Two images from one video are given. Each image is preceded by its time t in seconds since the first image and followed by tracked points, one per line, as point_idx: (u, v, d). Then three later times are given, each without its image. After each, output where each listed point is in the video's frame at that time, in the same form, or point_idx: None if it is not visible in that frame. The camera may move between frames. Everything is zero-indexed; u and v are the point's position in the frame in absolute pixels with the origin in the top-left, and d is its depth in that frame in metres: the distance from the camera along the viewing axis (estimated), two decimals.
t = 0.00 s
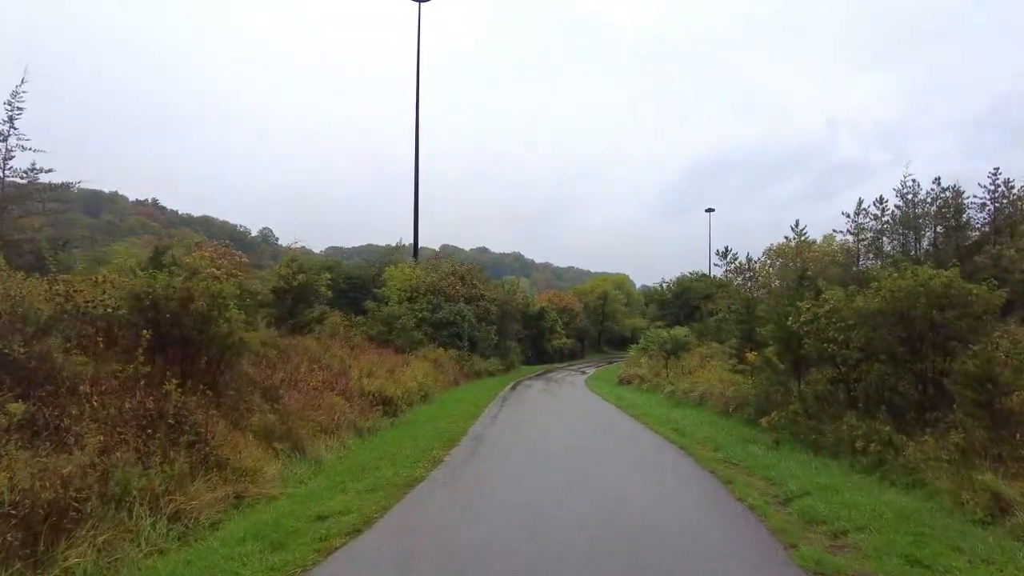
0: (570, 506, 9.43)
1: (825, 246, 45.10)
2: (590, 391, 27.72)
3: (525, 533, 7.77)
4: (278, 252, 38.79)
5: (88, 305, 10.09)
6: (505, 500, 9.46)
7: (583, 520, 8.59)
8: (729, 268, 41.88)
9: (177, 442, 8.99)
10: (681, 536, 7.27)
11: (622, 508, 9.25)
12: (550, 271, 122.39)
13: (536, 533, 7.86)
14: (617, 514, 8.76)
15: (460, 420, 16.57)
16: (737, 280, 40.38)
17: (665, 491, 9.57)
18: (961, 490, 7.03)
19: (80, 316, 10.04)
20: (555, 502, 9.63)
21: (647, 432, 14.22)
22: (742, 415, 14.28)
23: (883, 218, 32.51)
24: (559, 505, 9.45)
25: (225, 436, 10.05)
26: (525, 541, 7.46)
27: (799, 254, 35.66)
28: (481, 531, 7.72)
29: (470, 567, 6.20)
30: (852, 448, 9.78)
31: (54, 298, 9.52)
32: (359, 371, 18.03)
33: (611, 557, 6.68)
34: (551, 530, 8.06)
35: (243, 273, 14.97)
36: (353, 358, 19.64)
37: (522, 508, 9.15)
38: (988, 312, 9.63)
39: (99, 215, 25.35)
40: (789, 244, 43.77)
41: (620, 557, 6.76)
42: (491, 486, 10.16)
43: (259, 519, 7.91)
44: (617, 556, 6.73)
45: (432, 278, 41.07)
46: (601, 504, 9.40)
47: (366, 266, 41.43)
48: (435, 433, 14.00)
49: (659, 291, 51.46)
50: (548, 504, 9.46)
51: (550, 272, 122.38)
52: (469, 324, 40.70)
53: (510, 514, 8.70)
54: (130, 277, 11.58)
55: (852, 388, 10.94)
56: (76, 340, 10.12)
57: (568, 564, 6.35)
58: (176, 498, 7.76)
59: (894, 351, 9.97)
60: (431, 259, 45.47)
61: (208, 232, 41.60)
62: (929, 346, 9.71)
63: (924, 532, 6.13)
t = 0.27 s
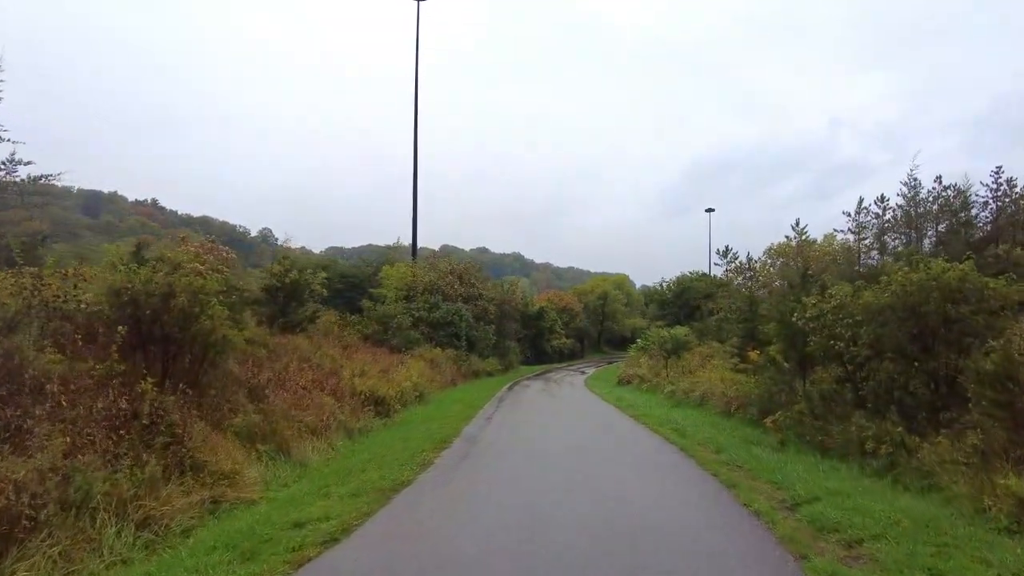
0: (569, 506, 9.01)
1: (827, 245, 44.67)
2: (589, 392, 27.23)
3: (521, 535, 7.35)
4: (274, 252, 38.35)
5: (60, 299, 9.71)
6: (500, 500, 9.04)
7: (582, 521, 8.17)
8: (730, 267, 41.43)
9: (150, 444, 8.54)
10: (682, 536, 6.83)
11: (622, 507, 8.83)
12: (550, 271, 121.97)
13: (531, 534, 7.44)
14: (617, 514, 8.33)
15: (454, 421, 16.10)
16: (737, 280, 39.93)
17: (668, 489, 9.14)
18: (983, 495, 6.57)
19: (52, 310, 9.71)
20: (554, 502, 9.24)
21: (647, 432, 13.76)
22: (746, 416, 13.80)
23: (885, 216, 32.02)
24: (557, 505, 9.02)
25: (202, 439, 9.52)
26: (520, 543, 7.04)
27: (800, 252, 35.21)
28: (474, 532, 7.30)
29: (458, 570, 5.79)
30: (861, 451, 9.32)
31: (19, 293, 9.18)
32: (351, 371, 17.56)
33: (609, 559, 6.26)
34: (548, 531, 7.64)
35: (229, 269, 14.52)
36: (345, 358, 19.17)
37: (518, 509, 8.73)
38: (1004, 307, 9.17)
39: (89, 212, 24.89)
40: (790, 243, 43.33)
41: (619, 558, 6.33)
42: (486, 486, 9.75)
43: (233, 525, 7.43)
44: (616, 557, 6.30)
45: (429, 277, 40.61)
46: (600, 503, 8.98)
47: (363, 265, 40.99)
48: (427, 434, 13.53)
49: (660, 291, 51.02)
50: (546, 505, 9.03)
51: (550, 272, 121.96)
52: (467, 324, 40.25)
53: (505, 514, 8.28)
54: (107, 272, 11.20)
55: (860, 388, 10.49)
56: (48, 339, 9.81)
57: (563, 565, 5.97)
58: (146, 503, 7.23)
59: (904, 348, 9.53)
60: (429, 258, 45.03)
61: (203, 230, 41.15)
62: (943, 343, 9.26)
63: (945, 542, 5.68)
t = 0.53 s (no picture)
0: (569, 510, 8.81)
1: (831, 245, 44.09)
2: (590, 394, 26.74)
3: (520, 541, 7.16)
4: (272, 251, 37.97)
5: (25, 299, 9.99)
6: (499, 505, 8.86)
7: (582, 526, 7.97)
8: (732, 267, 40.89)
9: (124, 455, 8.05)
10: (685, 540, 6.56)
11: (623, 509, 8.62)
12: (551, 271, 121.51)
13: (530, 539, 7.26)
14: (618, 517, 8.13)
15: (450, 424, 15.62)
16: (740, 279, 39.35)
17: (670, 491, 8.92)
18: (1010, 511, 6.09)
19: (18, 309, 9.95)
20: (553, 508, 9.01)
21: (649, 437, 13.29)
22: (751, 420, 13.32)
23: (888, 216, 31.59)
24: (557, 509, 8.84)
25: (183, 446, 8.98)
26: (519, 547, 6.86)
27: (804, 251, 34.70)
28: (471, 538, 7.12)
29: None
30: (874, 459, 8.84)
31: None
32: (345, 373, 17.10)
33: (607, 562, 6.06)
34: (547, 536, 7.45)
35: (216, 269, 14.05)
36: (339, 359, 18.71)
37: (517, 513, 8.54)
38: None
39: (81, 211, 24.49)
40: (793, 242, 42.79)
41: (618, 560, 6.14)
42: (484, 491, 9.55)
43: (209, 541, 6.94)
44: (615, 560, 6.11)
45: (428, 277, 40.15)
46: (602, 507, 8.78)
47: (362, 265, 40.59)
48: (420, 439, 13.05)
49: (661, 290, 50.52)
50: (546, 508, 8.85)
51: (551, 272, 121.50)
52: (466, 324, 39.77)
53: (503, 520, 8.10)
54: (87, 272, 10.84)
55: (872, 392, 10.01)
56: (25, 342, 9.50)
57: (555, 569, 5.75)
58: (114, 517, 6.76)
59: (919, 351, 9.08)
60: (428, 258, 44.58)
61: (200, 229, 40.77)
62: (961, 344, 8.79)
63: (973, 563, 5.20)
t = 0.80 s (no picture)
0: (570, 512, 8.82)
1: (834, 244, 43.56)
2: (591, 394, 26.27)
3: (521, 545, 7.18)
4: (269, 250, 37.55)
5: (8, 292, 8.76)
6: (501, 507, 8.89)
7: (584, 528, 7.98)
8: (735, 266, 40.40)
9: (96, 458, 7.59)
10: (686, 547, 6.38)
11: (625, 512, 8.61)
12: (553, 271, 121.04)
13: (532, 544, 7.28)
14: (619, 520, 8.12)
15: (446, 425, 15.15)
16: (743, 279, 38.85)
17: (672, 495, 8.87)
18: None
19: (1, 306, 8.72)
20: (554, 510, 8.92)
21: (651, 438, 12.82)
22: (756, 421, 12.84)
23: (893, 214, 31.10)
24: (559, 510, 8.85)
25: (162, 449, 8.49)
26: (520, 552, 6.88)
27: (809, 250, 34.18)
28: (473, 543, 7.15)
29: None
30: (890, 464, 8.35)
31: None
32: (338, 373, 16.65)
33: (607, 567, 6.04)
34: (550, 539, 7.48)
35: (204, 265, 13.62)
36: (334, 359, 18.26)
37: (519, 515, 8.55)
38: None
39: (74, 207, 24.06)
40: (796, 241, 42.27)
41: (618, 566, 6.13)
42: (487, 493, 9.56)
43: (181, 551, 6.46)
44: (614, 565, 6.09)
45: (428, 276, 39.68)
46: (603, 508, 8.76)
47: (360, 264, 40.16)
48: (414, 441, 12.60)
49: (663, 290, 50.04)
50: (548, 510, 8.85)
51: (553, 271, 121.03)
52: (466, 324, 39.31)
53: (505, 523, 8.12)
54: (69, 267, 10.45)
55: (885, 393, 9.53)
56: (0, 340, 9.06)
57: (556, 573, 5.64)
58: (79, 527, 6.31)
59: (937, 349, 8.66)
60: (428, 257, 44.14)
61: (197, 228, 40.36)
62: (982, 343, 8.33)
63: None
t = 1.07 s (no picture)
0: (572, 510, 8.68)
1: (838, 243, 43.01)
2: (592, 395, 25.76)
3: (521, 547, 7.01)
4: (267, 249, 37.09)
5: None
6: (500, 508, 8.70)
7: (584, 529, 7.83)
8: (738, 265, 39.88)
9: (63, 468, 7.12)
10: (693, 560, 5.96)
11: (625, 512, 8.40)
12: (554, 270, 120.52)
13: (531, 545, 7.16)
14: (618, 520, 7.97)
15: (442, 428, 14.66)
16: (746, 278, 38.33)
17: (674, 497, 8.64)
18: None
19: None
20: (554, 511, 8.70)
21: (654, 443, 12.33)
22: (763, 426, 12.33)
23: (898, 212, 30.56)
24: (559, 509, 8.71)
25: (135, 459, 7.96)
26: (519, 553, 6.76)
27: (813, 248, 33.64)
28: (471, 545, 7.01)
29: None
30: (909, 473, 7.86)
31: None
32: (331, 374, 16.16)
33: (606, 570, 5.86)
34: (549, 540, 7.36)
35: (190, 263, 13.14)
36: (327, 360, 17.77)
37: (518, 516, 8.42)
38: None
39: (65, 206, 23.60)
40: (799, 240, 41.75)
41: (617, 570, 5.96)
42: (486, 493, 9.44)
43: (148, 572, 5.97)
44: (613, 568, 5.93)
45: (427, 275, 39.19)
46: (603, 507, 8.59)
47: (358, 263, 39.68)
48: (407, 446, 12.12)
49: (665, 290, 49.52)
50: (549, 509, 8.70)
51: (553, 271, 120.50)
52: (465, 324, 38.81)
53: (504, 523, 8.01)
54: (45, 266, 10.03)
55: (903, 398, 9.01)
56: None
57: None
58: (36, 545, 5.85)
59: (959, 352, 8.18)
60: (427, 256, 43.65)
61: (194, 227, 39.91)
62: (1007, 345, 7.83)
63: None
